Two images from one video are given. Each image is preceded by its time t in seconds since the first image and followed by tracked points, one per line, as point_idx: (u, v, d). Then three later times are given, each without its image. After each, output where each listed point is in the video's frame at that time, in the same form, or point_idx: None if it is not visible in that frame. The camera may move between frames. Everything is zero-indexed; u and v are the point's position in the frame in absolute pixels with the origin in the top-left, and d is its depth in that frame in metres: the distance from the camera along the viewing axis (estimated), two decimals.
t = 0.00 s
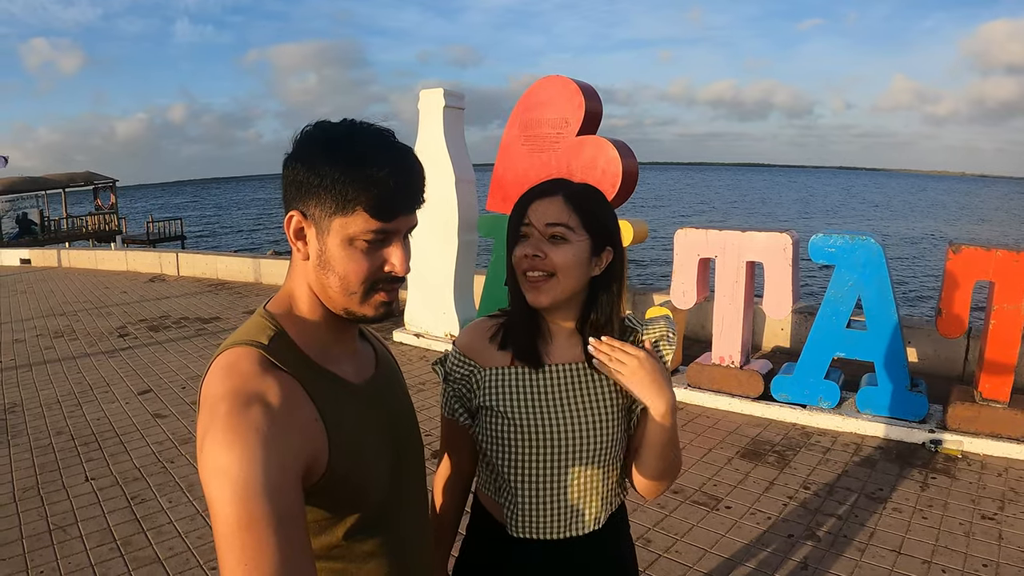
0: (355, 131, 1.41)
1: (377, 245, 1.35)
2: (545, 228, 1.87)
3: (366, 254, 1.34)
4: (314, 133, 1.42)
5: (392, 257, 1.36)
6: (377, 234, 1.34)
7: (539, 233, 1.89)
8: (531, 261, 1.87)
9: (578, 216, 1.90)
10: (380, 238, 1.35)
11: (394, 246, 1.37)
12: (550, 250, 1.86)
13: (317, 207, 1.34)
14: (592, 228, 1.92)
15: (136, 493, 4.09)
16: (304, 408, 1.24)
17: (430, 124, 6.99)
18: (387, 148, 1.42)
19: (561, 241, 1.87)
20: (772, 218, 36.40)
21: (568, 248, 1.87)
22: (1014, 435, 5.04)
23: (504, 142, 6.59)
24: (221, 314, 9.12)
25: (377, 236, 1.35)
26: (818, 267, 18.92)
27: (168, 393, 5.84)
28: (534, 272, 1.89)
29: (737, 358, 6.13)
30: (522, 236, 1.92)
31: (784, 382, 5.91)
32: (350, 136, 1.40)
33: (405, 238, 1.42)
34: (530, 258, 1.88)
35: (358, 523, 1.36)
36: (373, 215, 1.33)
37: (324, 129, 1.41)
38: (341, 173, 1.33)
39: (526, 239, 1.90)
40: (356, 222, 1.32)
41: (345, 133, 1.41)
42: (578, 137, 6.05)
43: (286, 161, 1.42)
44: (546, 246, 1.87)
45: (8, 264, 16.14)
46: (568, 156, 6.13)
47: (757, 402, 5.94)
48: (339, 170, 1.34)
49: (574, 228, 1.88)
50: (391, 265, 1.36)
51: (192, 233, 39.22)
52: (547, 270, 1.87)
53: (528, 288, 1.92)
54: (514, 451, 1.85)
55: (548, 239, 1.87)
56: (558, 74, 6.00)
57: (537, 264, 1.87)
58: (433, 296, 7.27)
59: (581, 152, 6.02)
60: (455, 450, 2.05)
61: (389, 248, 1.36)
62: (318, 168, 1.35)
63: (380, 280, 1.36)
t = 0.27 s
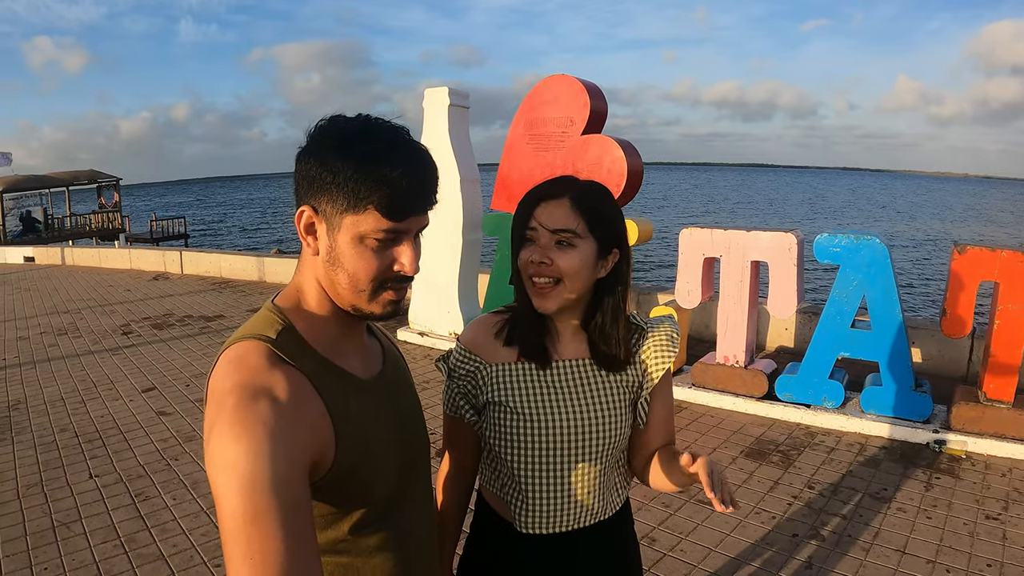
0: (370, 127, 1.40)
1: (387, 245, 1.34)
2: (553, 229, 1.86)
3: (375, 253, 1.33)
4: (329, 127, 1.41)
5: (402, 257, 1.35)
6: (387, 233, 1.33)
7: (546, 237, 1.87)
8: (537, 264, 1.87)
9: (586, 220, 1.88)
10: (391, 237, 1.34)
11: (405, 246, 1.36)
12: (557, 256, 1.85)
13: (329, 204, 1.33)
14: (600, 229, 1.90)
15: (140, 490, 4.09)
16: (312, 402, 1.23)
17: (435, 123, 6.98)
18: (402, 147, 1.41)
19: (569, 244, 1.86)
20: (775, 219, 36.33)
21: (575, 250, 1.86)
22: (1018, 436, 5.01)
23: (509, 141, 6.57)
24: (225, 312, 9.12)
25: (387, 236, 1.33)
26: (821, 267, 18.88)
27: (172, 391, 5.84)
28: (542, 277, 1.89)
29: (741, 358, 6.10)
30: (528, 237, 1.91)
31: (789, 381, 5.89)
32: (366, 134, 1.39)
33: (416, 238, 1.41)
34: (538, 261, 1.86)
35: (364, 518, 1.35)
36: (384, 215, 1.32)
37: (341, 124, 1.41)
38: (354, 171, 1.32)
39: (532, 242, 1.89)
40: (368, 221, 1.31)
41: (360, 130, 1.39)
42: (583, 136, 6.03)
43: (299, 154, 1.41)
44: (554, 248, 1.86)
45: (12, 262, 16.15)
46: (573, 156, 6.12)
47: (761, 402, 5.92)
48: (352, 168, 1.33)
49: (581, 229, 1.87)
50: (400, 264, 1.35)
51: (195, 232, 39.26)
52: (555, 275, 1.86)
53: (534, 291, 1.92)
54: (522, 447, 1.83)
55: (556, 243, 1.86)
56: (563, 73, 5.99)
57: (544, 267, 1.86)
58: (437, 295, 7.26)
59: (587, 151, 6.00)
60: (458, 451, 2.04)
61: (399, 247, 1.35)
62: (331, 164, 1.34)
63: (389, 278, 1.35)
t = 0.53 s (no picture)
0: (381, 122, 1.39)
1: (396, 239, 1.33)
2: (561, 224, 1.84)
3: (384, 248, 1.32)
4: (339, 122, 1.40)
5: (411, 252, 1.34)
6: (396, 229, 1.32)
7: (554, 231, 1.86)
8: (544, 258, 1.85)
9: (594, 216, 1.86)
10: (400, 232, 1.33)
11: (414, 241, 1.35)
12: (564, 251, 1.84)
13: (338, 198, 1.32)
14: (609, 226, 1.88)
15: (144, 487, 4.09)
16: (322, 396, 1.22)
17: (439, 121, 6.97)
18: (413, 142, 1.40)
19: (576, 239, 1.85)
20: (778, 219, 36.26)
21: (583, 246, 1.85)
22: None
23: (513, 140, 6.56)
24: (229, 310, 9.13)
25: (396, 231, 1.32)
26: (825, 267, 18.83)
27: (176, 389, 5.84)
28: (546, 270, 1.86)
29: (746, 357, 6.09)
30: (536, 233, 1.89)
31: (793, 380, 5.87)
32: (377, 129, 1.37)
33: (426, 233, 1.40)
34: (546, 256, 1.85)
35: (372, 512, 1.34)
36: (393, 210, 1.31)
37: (350, 118, 1.40)
38: (364, 166, 1.31)
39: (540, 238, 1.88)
40: (377, 216, 1.30)
41: (371, 125, 1.38)
42: (588, 135, 6.02)
43: (309, 147, 1.40)
44: (562, 243, 1.85)
45: (16, 260, 16.19)
46: (578, 154, 6.10)
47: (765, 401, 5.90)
48: (361, 162, 1.31)
49: (590, 225, 1.86)
50: (409, 260, 1.34)
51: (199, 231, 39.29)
52: (563, 271, 1.84)
53: (539, 286, 1.90)
54: (530, 444, 1.81)
55: (563, 237, 1.85)
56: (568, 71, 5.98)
57: (551, 262, 1.85)
58: (441, 293, 7.25)
59: (592, 150, 5.99)
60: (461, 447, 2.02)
61: (408, 242, 1.34)
62: (341, 159, 1.33)
63: (398, 273, 1.34)
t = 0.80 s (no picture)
0: (389, 121, 1.39)
1: (405, 237, 1.32)
2: (571, 214, 1.85)
3: (393, 246, 1.31)
4: (347, 120, 1.40)
5: (419, 250, 1.33)
6: (405, 227, 1.32)
7: (565, 221, 1.85)
8: (560, 246, 1.84)
9: (600, 204, 1.89)
10: (409, 230, 1.33)
11: (423, 239, 1.34)
12: (578, 238, 1.84)
13: (347, 196, 1.32)
14: (613, 214, 1.91)
15: (149, 484, 4.10)
16: (332, 391, 1.22)
17: (443, 120, 6.97)
18: (422, 142, 1.39)
19: (587, 226, 1.85)
20: (781, 218, 36.21)
21: (594, 233, 1.85)
22: None
23: (518, 139, 6.56)
24: (233, 308, 9.14)
25: (405, 229, 1.32)
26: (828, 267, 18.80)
27: (181, 386, 5.85)
28: (558, 259, 1.85)
29: (750, 356, 6.08)
30: (545, 225, 1.88)
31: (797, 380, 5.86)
32: (386, 128, 1.37)
33: (434, 233, 1.39)
34: (559, 245, 1.84)
35: (381, 508, 1.34)
36: (402, 208, 1.30)
37: (358, 116, 1.40)
38: (372, 164, 1.31)
39: (550, 229, 1.87)
40: (385, 213, 1.30)
41: (379, 123, 1.38)
42: (593, 134, 6.01)
43: (317, 147, 1.40)
44: (573, 232, 1.84)
45: (20, 257, 16.22)
46: (582, 154, 6.10)
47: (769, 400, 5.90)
48: (370, 160, 1.31)
49: (598, 213, 1.87)
50: (417, 258, 1.33)
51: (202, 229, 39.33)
52: (578, 257, 1.84)
53: (551, 276, 1.89)
54: (531, 440, 1.82)
55: (575, 226, 1.85)
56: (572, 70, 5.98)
57: (565, 251, 1.84)
58: (444, 292, 7.26)
59: (596, 149, 5.99)
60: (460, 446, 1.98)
61: (417, 240, 1.33)
62: (350, 158, 1.33)
63: (407, 271, 1.33)
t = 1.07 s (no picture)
0: (391, 120, 1.38)
1: (408, 236, 1.32)
2: (575, 214, 1.84)
3: (396, 245, 1.31)
4: (349, 121, 1.40)
5: (422, 249, 1.33)
6: (408, 225, 1.31)
7: (569, 221, 1.84)
8: (564, 246, 1.82)
9: (602, 206, 1.89)
10: (412, 229, 1.32)
11: (426, 238, 1.33)
12: (581, 239, 1.83)
13: (350, 196, 1.31)
14: (613, 217, 1.92)
15: (152, 482, 4.10)
16: (336, 392, 1.22)
17: (447, 119, 6.97)
18: (424, 141, 1.39)
19: (591, 227, 1.85)
20: (784, 218, 36.13)
21: (597, 235, 1.85)
22: None
23: (522, 138, 6.55)
24: (236, 307, 9.15)
25: (408, 228, 1.31)
26: (832, 268, 18.76)
27: (184, 385, 5.86)
28: (561, 258, 1.84)
29: (753, 357, 6.06)
30: (547, 224, 1.86)
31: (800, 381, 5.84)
32: (387, 128, 1.36)
33: (438, 231, 1.38)
34: (563, 245, 1.83)
35: (386, 509, 1.34)
36: (404, 207, 1.30)
37: (360, 116, 1.39)
38: (374, 163, 1.30)
39: (553, 228, 1.85)
40: (388, 213, 1.29)
41: (381, 123, 1.38)
42: (597, 134, 6.00)
43: (320, 146, 1.40)
44: (577, 232, 1.83)
45: (24, 255, 16.24)
46: (587, 153, 6.08)
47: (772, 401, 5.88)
48: (372, 160, 1.31)
49: (600, 215, 1.87)
50: (421, 257, 1.32)
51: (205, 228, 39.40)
52: (581, 258, 1.83)
53: (552, 276, 1.87)
54: (526, 440, 1.81)
55: (578, 227, 1.84)
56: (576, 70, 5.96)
57: (569, 251, 1.83)
58: (448, 291, 7.25)
59: (600, 148, 5.97)
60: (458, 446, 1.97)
61: (420, 239, 1.33)
62: (352, 157, 1.32)
63: (410, 270, 1.32)
